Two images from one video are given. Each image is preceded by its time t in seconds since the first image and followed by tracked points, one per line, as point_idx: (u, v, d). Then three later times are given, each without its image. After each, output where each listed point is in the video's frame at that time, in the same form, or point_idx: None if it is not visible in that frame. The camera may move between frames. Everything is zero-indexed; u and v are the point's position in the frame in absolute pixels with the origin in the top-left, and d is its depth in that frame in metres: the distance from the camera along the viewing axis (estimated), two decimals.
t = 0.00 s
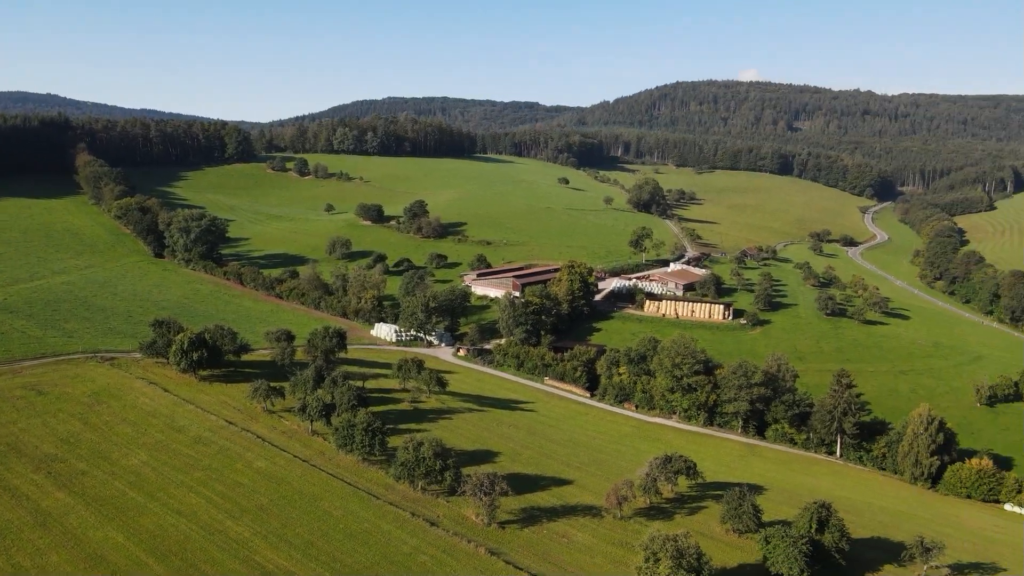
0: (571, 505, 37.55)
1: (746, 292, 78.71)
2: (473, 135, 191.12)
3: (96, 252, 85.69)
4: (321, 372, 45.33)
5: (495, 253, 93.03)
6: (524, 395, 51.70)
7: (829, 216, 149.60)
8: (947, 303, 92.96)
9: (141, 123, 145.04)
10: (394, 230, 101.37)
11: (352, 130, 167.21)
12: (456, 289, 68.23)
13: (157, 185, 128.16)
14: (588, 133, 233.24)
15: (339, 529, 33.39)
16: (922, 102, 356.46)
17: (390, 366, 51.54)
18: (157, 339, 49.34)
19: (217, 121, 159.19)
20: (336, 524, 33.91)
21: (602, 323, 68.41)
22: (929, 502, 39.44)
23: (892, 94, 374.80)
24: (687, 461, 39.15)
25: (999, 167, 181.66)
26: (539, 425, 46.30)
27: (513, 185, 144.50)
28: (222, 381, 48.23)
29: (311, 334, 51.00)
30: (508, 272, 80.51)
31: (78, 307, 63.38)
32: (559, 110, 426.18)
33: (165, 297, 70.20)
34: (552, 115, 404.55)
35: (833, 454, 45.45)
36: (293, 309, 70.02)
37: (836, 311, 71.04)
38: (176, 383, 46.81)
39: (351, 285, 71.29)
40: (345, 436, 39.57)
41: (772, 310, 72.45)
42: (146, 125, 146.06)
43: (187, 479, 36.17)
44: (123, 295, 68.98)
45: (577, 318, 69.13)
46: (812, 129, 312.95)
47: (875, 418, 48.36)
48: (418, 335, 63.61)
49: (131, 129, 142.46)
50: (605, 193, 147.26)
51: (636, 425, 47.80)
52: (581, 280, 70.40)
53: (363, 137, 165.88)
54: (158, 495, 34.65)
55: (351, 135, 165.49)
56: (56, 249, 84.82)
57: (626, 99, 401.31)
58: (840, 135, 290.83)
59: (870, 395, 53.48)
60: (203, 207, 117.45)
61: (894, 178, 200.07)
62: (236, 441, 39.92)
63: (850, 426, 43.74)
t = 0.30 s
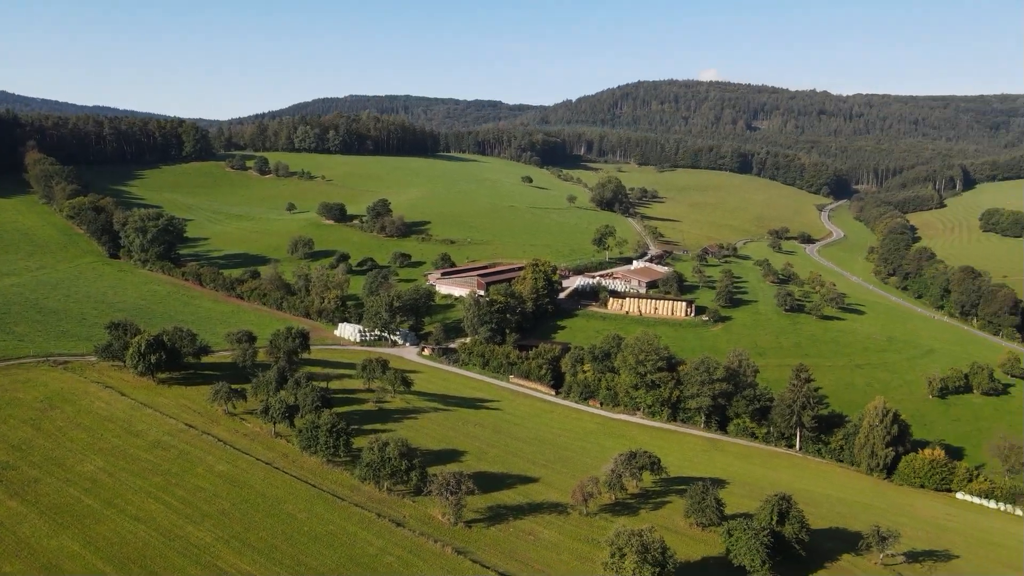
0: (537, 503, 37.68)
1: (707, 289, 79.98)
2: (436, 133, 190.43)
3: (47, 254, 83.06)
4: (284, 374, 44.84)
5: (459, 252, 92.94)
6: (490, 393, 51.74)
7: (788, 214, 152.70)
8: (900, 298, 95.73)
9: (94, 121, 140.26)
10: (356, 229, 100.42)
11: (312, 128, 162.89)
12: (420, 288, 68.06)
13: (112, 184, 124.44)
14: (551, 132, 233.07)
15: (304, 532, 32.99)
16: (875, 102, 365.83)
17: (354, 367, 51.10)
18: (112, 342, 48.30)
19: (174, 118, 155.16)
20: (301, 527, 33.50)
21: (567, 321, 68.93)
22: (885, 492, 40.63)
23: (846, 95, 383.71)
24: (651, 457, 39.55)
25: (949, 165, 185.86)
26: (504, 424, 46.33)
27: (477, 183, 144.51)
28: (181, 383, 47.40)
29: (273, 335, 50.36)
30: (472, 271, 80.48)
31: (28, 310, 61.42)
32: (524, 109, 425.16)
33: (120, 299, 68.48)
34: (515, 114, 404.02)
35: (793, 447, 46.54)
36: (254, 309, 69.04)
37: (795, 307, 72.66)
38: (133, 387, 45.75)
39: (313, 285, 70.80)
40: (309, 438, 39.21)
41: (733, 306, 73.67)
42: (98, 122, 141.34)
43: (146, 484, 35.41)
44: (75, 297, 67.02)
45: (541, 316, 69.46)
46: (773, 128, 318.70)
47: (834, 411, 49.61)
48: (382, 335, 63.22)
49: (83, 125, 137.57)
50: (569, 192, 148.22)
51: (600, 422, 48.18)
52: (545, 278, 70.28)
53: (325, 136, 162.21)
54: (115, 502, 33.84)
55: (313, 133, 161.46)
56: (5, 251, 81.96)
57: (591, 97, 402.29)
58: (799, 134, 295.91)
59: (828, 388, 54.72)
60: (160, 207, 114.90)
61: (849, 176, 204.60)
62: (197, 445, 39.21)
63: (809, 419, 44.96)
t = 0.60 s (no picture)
0: (504, 501, 37.73)
1: (670, 287, 81.12)
2: (400, 132, 189.88)
3: None
4: (245, 375, 44.26)
5: (423, 251, 92.81)
6: (455, 392, 51.72)
7: (750, 212, 155.54)
8: (856, 294, 98.11)
9: (44, 117, 134.43)
10: (319, 229, 99.37)
11: (274, 127, 160.52)
12: (384, 288, 67.85)
13: (66, 184, 120.64)
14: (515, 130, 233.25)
15: (267, 535, 32.54)
16: (832, 102, 374.24)
17: (318, 367, 50.53)
18: (66, 345, 47.10)
19: (130, 116, 150.99)
20: (264, 531, 33.04)
21: (531, 319, 69.27)
22: (843, 483, 41.70)
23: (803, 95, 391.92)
24: (616, 453, 39.81)
25: (901, 164, 190.00)
26: (470, 423, 46.35)
27: (440, 182, 144.32)
28: (140, 387, 46.53)
29: (234, 336, 49.61)
30: (437, 270, 80.35)
31: None
32: (488, 108, 424.53)
33: (73, 301, 66.69)
34: (478, 113, 402.65)
35: (754, 440, 47.61)
36: (214, 310, 68.03)
37: (755, 304, 74.02)
38: (88, 392, 44.65)
39: (275, 285, 70.32)
40: (272, 440, 38.76)
41: (695, 303, 74.81)
42: (49, 118, 135.47)
43: (103, 491, 34.57)
44: (25, 300, 64.96)
45: (506, 315, 69.69)
46: (734, 127, 324.00)
47: (793, 405, 50.84)
48: (346, 335, 62.82)
49: (32, 122, 132.36)
50: (532, 190, 149.02)
51: (565, 419, 48.52)
52: (509, 276, 70.46)
53: (286, 134, 159.90)
54: (70, 509, 32.95)
55: (273, 131, 158.68)
56: None
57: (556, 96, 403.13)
58: (761, 133, 300.80)
59: (786, 382, 55.84)
60: (116, 207, 112.26)
61: (806, 175, 208.90)
62: (156, 450, 38.44)
63: (769, 414, 46.04)
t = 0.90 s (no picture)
0: (470, 500, 37.72)
1: (633, 285, 82.10)
2: (362, 130, 188.60)
3: None
4: (206, 378, 43.53)
5: (386, 250, 92.50)
6: (421, 391, 51.59)
7: (712, 210, 158.07)
8: (814, 290, 100.19)
9: None
10: (280, 228, 98.28)
11: (233, 124, 157.51)
12: (347, 287, 67.34)
13: (15, 184, 116.53)
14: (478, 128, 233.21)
15: (229, 540, 31.98)
16: (790, 102, 381.84)
17: (281, 369, 49.83)
18: (16, 350, 45.61)
19: (82, 113, 146.34)
20: (227, 535, 32.47)
21: (496, 318, 69.51)
22: (802, 475, 42.64)
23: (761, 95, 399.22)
24: (582, 450, 40.05)
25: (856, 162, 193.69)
26: (435, 422, 46.28)
27: (404, 180, 143.84)
28: (95, 391, 45.46)
29: (194, 338, 48.75)
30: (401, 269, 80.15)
31: None
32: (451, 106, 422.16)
33: (22, 303, 64.53)
34: (442, 112, 400.57)
35: (716, 435, 48.51)
36: (173, 312, 66.87)
37: (716, 300, 75.24)
38: (40, 396, 43.32)
39: (236, 286, 69.56)
40: (234, 444, 38.20)
41: (658, 300, 75.79)
42: None
43: (57, 498, 33.55)
44: None
45: (471, 314, 69.70)
46: (696, 126, 328.82)
47: (753, 400, 51.98)
48: (309, 335, 62.38)
49: None
50: (496, 189, 149.48)
51: (530, 417, 48.75)
52: (473, 275, 70.76)
53: (246, 132, 157.20)
54: (22, 518, 31.89)
55: (233, 129, 155.66)
56: None
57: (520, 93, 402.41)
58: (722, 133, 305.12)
59: (747, 378, 56.85)
60: (70, 207, 109.30)
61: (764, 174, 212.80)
62: (113, 456, 37.52)
63: (731, 408, 46.94)
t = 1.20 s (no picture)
0: (436, 499, 37.61)
1: (597, 282, 82.96)
2: (324, 128, 186.69)
3: None
4: (164, 381, 42.72)
5: (350, 250, 92.06)
6: (386, 391, 51.38)
7: (674, 208, 160.18)
8: (773, 286, 102.26)
9: None
10: (241, 228, 96.97)
11: (191, 122, 154.15)
12: (310, 287, 66.66)
13: None
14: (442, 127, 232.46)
15: (190, 546, 31.34)
16: (750, 102, 388.70)
17: (243, 371, 49.01)
18: None
19: (31, 110, 140.91)
20: (188, 541, 31.83)
21: (460, 317, 69.59)
22: (764, 468, 43.51)
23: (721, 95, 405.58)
24: (548, 448, 40.25)
25: (813, 160, 197.71)
26: (401, 421, 46.16)
27: (367, 179, 142.94)
28: (48, 396, 44.25)
29: (152, 340, 47.76)
30: (365, 268, 79.82)
31: None
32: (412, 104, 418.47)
33: None
34: (405, 111, 396.91)
35: (679, 430, 49.24)
36: (129, 313, 65.49)
37: (679, 297, 76.47)
38: None
39: (195, 286, 68.54)
40: (194, 447, 37.57)
41: (621, 298, 76.71)
42: None
43: (9, 507, 32.46)
44: None
45: (436, 313, 69.55)
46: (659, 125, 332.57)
47: (715, 395, 52.86)
48: (271, 336, 61.85)
49: None
50: (460, 187, 149.48)
51: (495, 416, 48.93)
52: (438, 274, 70.86)
53: (203, 130, 154.11)
54: None
55: (190, 126, 152.06)
56: None
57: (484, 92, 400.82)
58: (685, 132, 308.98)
59: (709, 373, 57.75)
60: (19, 208, 105.94)
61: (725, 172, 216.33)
62: (68, 463, 36.52)
63: (694, 404, 47.70)
